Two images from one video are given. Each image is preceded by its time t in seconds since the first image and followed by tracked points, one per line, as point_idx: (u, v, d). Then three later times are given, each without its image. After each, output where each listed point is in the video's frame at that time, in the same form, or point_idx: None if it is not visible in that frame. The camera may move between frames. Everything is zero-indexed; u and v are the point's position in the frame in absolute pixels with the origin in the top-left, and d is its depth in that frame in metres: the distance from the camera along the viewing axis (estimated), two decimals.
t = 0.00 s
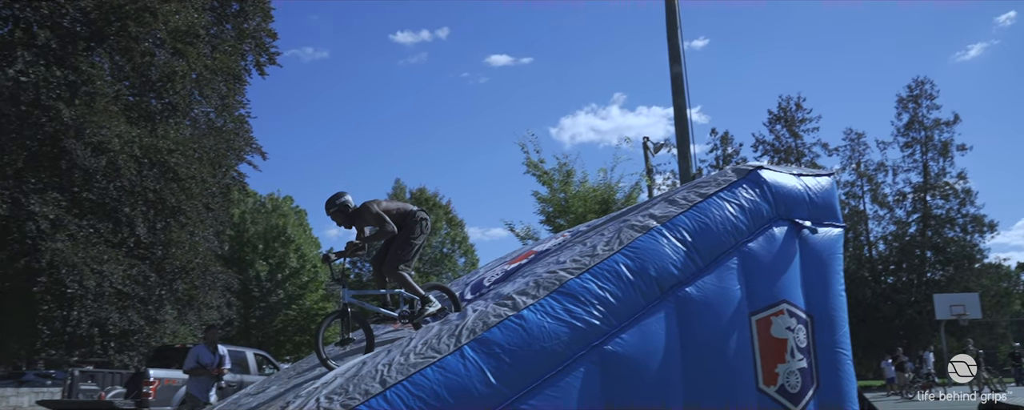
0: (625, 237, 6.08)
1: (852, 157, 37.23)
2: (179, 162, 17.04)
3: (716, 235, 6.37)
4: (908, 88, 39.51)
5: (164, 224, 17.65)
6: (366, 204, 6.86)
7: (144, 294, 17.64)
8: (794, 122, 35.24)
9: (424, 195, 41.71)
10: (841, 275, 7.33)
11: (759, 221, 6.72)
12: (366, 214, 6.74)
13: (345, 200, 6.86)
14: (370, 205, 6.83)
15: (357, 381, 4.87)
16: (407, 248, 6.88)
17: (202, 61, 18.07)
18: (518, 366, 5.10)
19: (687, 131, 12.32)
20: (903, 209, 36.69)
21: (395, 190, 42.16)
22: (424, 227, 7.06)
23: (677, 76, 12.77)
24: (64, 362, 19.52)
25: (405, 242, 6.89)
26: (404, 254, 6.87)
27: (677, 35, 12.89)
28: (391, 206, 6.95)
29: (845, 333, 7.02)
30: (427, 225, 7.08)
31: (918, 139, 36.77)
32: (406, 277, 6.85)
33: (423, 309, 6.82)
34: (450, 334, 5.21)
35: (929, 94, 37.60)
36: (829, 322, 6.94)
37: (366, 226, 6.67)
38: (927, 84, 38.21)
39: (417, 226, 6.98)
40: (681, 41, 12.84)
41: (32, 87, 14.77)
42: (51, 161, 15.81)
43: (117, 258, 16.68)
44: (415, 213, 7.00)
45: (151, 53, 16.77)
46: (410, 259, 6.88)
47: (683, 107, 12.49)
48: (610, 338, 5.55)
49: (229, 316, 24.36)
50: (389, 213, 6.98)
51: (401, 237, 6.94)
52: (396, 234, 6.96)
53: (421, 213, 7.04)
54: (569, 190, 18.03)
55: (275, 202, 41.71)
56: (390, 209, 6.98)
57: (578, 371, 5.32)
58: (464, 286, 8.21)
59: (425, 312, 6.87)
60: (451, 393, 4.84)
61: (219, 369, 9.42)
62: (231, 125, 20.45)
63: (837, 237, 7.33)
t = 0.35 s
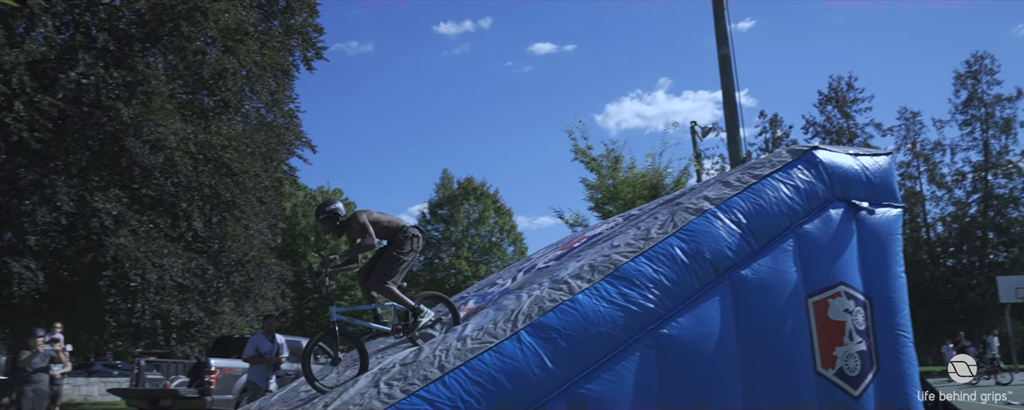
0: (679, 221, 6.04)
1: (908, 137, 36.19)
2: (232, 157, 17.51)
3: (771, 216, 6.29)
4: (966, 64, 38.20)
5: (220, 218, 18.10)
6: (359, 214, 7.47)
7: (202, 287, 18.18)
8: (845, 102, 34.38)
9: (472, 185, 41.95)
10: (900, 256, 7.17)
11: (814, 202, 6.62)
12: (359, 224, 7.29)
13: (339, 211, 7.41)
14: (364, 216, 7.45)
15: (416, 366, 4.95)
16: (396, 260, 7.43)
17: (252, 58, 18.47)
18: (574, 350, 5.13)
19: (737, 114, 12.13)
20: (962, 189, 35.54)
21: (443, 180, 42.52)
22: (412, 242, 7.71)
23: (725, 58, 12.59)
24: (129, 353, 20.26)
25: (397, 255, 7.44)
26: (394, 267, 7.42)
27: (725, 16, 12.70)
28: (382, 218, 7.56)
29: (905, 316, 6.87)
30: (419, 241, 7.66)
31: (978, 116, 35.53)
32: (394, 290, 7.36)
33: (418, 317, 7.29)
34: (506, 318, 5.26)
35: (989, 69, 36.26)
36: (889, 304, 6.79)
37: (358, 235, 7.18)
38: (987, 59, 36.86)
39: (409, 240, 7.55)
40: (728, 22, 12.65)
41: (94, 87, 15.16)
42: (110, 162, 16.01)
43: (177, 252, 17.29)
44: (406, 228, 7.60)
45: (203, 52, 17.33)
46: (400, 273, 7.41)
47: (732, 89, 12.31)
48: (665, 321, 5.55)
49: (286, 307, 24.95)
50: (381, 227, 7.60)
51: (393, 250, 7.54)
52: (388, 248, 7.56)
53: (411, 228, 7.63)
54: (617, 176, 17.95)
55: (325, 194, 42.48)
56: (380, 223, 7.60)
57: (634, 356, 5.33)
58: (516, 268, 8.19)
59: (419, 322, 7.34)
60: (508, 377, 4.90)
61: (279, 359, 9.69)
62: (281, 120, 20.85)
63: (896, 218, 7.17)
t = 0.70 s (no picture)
0: (737, 205, 5.97)
1: (971, 116, 34.93)
2: (286, 152, 17.96)
3: (831, 199, 6.17)
4: None
5: (276, 212, 18.50)
6: (346, 227, 6.50)
7: (260, 279, 18.55)
8: (903, 83, 33.34)
9: (522, 175, 42.10)
10: (968, 238, 6.95)
11: (876, 184, 6.46)
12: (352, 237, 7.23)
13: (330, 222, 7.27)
14: (352, 228, 6.49)
15: (476, 354, 5.02)
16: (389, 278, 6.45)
17: (303, 55, 18.90)
18: (633, 335, 5.13)
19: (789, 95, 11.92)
20: None
21: (493, 170, 42.75)
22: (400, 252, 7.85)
23: (777, 40, 12.35)
24: (193, 345, 20.91)
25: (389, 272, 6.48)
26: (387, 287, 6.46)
27: None
28: (371, 230, 6.54)
29: (974, 300, 6.67)
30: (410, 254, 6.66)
31: None
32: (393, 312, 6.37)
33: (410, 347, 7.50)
34: (565, 304, 5.26)
35: None
36: (955, 288, 6.60)
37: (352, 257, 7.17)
38: None
39: (401, 254, 6.56)
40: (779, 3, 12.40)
41: (154, 88, 15.67)
42: (169, 159, 16.63)
43: (235, 246, 17.71)
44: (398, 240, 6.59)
45: (255, 49, 17.65)
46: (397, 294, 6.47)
47: (784, 72, 12.07)
48: (724, 306, 5.50)
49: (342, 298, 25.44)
50: (369, 241, 6.56)
51: (384, 266, 6.54)
52: (378, 264, 6.58)
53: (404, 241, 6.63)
54: (669, 163, 17.79)
55: (377, 187, 43.08)
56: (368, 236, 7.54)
57: (694, 341, 5.30)
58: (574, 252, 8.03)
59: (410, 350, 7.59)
60: (568, 363, 4.93)
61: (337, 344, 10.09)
62: (333, 114, 21.16)
63: (963, 199, 6.94)
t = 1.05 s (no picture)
0: (807, 185, 5.83)
1: None
2: (348, 144, 18.34)
3: (906, 176, 5.97)
4: None
5: (340, 204, 18.86)
6: (335, 239, 6.90)
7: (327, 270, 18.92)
8: (979, 56, 31.86)
9: (581, 162, 41.93)
10: None
11: (953, 160, 6.21)
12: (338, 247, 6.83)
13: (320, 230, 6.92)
14: (345, 243, 6.91)
15: (545, 338, 5.05)
16: (383, 293, 6.84)
17: (362, 49, 19.19)
18: (703, 318, 5.09)
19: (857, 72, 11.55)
20: None
21: (553, 158, 42.70)
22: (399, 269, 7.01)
23: (843, 16, 11.97)
24: (264, 335, 21.53)
25: (380, 284, 6.87)
26: (383, 302, 6.83)
27: None
28: (363, 243, 6.96)
29: None
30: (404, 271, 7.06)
31: None
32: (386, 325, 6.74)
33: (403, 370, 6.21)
34: (633, 288, 5.24)
35: None
36: None
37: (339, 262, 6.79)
38: None
39: (393, 268, 6.98)
40: None
41: (221, 86, 16.11)
42: (236, 155, 17.03)
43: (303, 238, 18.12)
44: (388, 254, 6.99)
45: (317, 45, 18.08)
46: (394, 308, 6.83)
47: (851, 49, 11.70)
48: (796, 288, 5.39)
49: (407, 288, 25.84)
50: (361, 255, 6.99)
51: (379, 282, 6.90)
52: (372, 280, 6.93)
53: (397, 256, 7.04)
54: (732, 146, 17.46)
55: (438, 177, 43.59)
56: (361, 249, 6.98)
57: (765, 324, 5.22)
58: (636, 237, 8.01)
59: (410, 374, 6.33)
60: (638, 346, 4.92)
61: (404, 331, 10.40)
62: (393, 107, 21.44)
63: None
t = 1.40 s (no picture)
0: (874, 165, 5.68)
1: None
2: (406, 135, 18.53)
3: (980, 155, 5.72)
4: None
5: (399, 196, 19.15)
6: (326, 240, 7.08)
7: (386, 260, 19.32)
8: None
9: (637, 149, 41.59)
10: None
11: None
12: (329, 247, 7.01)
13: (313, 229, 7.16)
14: (337, 246, 7.14)
15: (610, 323, 5.07)
16: (365, 304, 7.08)
17: (418, 41, 19.37)
18: (769, 302, 5.03)
19: (924, 49, 11.15)
20: None
21: (609, 146, 42.48)
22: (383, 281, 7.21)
23: None
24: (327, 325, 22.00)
25: (363, 296, 7.11)
26: (364, 314, 7.07)
27: None
28: (352, 248, 7.21)
29: None
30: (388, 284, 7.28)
31: None
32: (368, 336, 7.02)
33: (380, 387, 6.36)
34: (697, 272, 5.21)
35: None
36: None
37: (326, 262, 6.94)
38: None
39: (376, 280, 7.15)
40: None
41: (281, 81, 16.38)
42: (296, 149, 17.25)
43: (364, 229, 18.33)
44: (373, 264, 7.21)
45: (373, 39, 18.24)
46: (375, 320, 7.05)
47: (917, 26, 11.29)
48: (865, 271, 5.24)
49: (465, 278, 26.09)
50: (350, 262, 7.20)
51: (361, 296, 7.13)
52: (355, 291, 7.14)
53: (382, 268, 7.26)
54: (792, 129, 17.13)
55: (494, 167, 43.83)
56: (350, 255, 7.22)
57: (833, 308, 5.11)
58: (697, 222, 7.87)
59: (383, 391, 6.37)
60: (703, 331, 4.89)
61: (464, 318, 10.50)
62: (449, 98, 21.58)
63: None
